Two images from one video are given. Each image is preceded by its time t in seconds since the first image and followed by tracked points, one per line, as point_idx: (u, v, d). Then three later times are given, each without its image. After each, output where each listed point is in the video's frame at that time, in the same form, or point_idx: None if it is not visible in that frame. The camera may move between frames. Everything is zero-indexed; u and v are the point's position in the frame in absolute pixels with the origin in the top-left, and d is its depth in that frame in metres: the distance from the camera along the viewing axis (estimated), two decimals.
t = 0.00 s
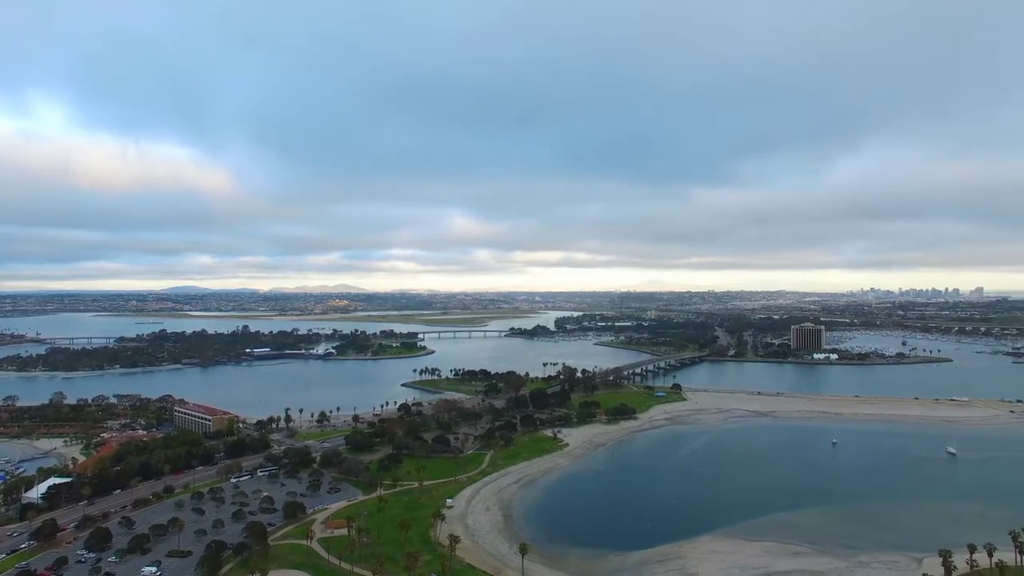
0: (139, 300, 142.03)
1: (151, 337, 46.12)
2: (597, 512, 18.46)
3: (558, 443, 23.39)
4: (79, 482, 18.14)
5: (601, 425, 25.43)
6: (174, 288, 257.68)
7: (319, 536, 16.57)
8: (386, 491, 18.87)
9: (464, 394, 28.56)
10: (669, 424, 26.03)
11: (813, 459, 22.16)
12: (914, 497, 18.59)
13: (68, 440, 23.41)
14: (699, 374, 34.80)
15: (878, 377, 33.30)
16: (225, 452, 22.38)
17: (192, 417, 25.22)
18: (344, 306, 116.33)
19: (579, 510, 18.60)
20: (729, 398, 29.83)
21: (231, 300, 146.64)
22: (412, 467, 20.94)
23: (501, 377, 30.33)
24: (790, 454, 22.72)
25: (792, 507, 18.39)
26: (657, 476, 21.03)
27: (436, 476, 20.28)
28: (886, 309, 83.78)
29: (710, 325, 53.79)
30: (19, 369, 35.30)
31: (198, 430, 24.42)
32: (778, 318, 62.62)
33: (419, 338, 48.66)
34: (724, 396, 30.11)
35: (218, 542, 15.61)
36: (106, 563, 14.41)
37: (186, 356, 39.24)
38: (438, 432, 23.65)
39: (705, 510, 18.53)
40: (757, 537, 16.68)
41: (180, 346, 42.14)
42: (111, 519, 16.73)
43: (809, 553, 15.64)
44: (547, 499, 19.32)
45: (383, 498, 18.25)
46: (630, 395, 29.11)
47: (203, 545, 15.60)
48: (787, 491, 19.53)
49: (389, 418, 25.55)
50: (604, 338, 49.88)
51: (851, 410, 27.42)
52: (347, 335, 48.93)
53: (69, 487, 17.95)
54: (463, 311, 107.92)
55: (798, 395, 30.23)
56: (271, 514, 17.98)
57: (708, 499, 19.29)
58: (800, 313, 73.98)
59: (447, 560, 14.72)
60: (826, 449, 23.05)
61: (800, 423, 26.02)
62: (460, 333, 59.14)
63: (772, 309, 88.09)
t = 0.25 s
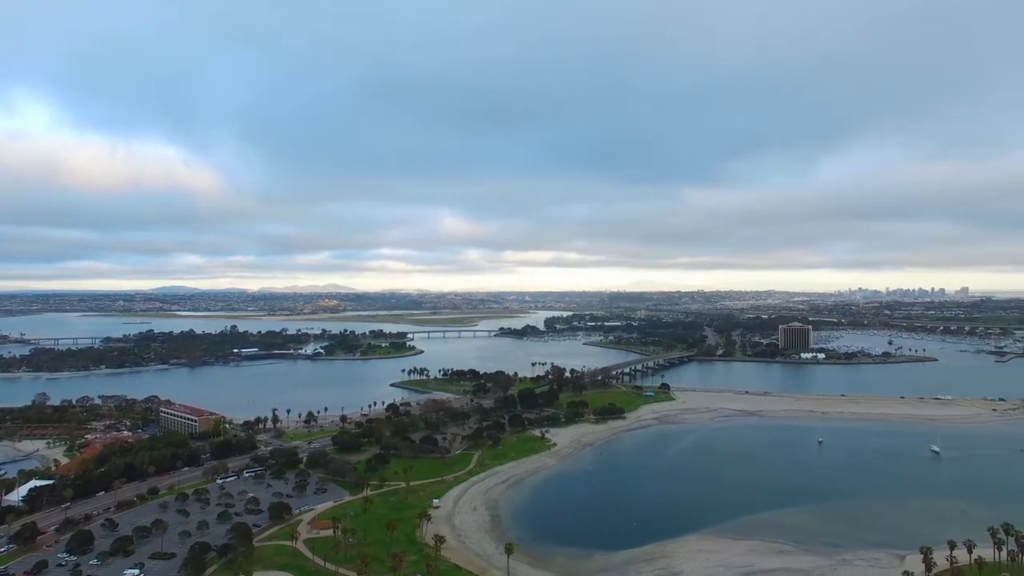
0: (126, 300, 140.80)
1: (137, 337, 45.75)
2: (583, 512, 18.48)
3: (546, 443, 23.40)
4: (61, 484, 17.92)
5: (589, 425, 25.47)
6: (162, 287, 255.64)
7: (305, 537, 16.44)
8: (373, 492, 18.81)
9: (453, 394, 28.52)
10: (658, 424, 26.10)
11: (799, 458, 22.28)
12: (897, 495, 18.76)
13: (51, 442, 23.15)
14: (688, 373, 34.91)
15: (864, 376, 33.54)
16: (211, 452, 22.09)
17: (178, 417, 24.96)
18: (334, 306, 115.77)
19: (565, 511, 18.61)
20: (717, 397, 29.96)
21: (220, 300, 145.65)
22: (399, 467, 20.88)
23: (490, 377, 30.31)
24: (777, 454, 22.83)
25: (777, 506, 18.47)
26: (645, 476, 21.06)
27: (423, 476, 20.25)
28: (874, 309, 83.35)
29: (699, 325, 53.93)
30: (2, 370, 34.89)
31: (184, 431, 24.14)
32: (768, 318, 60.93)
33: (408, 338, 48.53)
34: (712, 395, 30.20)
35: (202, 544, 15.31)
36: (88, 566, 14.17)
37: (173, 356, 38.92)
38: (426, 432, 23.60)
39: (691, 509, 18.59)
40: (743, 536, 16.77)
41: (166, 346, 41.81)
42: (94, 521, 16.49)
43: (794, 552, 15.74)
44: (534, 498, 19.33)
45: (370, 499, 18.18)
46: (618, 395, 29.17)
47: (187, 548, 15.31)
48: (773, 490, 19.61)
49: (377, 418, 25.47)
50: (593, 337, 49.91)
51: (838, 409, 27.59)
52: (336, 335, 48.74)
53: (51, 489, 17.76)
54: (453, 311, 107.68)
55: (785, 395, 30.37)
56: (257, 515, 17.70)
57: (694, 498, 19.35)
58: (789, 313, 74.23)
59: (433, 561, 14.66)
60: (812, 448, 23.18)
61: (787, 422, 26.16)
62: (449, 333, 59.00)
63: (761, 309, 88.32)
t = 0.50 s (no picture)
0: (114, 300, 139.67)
1: (124, 337, 45.39)
2: (570, 512, 18.50)
3: (534, 443, 23.42)
4: (43, 487, 17.68)
5: (578, 425, 25.53)
6: (151, 287, 253.68)
7: (290, 538, 16.24)
8: (360, 492, 18.75)
9: (441, 394, 28.49)
10: (646, 423, 26.19)
11: (786, 457, 22.41)
12: (882, 493, 18.90)
13: (34, 444, 22.87)
14: (677, 373, 35.05)
15: (851, 375, 33.81)
16: (197, 453, 21.83)
17: (164, 418, 24.72)
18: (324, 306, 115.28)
19: (552, 510, 18.62)
20: (705, 397, 30.07)
21: (208, 300, 144.49)
22: (386, 467, 20.82)
23: (479, 377, 30.29)
24: (764, 453, 22.96)
25: (763, 505, 18.57)
26: (632, 476, 21.12)
27: (410, 477, 20.21)
28: (862, 309, 83.77)
29: (688, 324, 54.21)
30: None
31: (170, 432, 23.91)
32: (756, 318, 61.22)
33: (398, 338, 48.43)
34: (701, 395, 30.35)
35: (186, 546, 15.01)
36: (69, 569, 13.89)
37: (160, 357, 38.64)
38: (414, 432, 23.57)
39: (677, 508, 18.65)
40: (729, 535, 16.85)
41: (154, 346, 41.52)
42: (76, 524, 16.24)
43: (779, 551, 15.84)
44: (521, 498, 19.32)
45: (356, 499, 18.10)
46: (607, 395, 29.25)
47: (171, 549, 15.03)
48: (760, 489, 19.71)
49: (365, 418, 25.40)
50: (583, 337, 50.02)
51: (824, 408, 27.81)
52: (326, 335, 48.57)
53: (33, 492, 17.51)
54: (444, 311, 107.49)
55: (773, 394, 30.56)
56: (242, 516, 17.43)
57: (681, 497, 19.42)
58: (779, 313, 74.53)
59: (420, 562, 14.62)
60: (799, 447, 23.33)
61: (774, 421, 26.33)
62: (439, 333, 58.93)
63: (750, 309, 88.78)
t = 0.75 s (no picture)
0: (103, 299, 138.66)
1: (111, 338, 45.01)
2: (557, 512, 18.50)
3: (523, 442, 23.42)
4: (26, 489, 17.43)
5: (567, 424, 25.57)
6: (140, 288, 251.77)
7: (276, 539, 16.04)
8: (348, 493, 18.66)
9: (430, 394, 28.45)
10: (634, 423, 26.25)
11: (773, 456, 22.52)
12: (866, 492, 19.04)
13: (18, 446, 22.60)
14: (666, 373, 35.15)
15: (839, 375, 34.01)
16: (183, 454, 21.57)
17: (150, 419, 24.48)
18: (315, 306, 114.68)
19: (540, 510, 18.62)
20: (693, 396, 30.16)
21: (197, 300, 143.23)
22: (374, 468, 20.75)
23: (468, 377, 30.25)
24: (752, 452, 23.05)
25: (749, 504, 18.65)
26: (620, 475, 21.16)
27: (398, 477, 20.17)
28: (852, 309, 83.88)
29: (678, 324, 54.32)
30: None
31: (156, 433, 23.68)
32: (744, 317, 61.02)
33: (388, 338, 48.28)
34: (689, 394, 30.44)
35: (171, 547, 14.73)
36: (50, 572, 13.63)
37: (148, 357, 38.37)
38: (402, 433, 23.51)
39: (664, 508, 18.69)
40: (716, 534, 16.91)
41: (142, 346, 41.20)
42: (59, 527, 16.01)
43: (765, 549, 15.91)
44: (509, 498, 19.31)
45: (344, 500, 17.99)
46: (596, 395, 29.30)
47: (155, 551, 14.77)
48: (747, 488, 19.80)
49: (353, 418, 25.31)
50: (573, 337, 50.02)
51: (812, 408, 27.97)
52: (315, 335, 48.37)
53: (15, 495, 17.26)
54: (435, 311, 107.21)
55: (761, 394, 30.70)
56: (228, 517, 17.20)
57: (668, 496, 19.48)
58: (769, 313, 74.56)
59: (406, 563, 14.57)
60: (786, 446, 23.44)
61: (762, 421, 26.45)
62: (430, 333, 58.78)
63: (740, 308, 88.95)
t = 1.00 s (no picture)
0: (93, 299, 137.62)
1: (100, 338, 44.69)
2: (545, 512, 18.51)
3: (512, 442, 23.42)
4: (10, 491, 17.24)
5: (556, 424, 25.60)
6: (131, 288, 250.07)
7: (263, 541, 15.82)
8: (336, 493, 18.60)
9: (421, 394, 28.41)
10: (624, 422, 26.31)
11: (761, 455, 22.61)
12: (852, 490, 19.15)
13: (3, 447, 22.40)
14: (656, 373, 35.24)
15: (828, 374, 34.20)
16: (171, 455, 21.38)
17: (137, 420, 24.29)
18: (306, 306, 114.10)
19: (528, 510, 18.64)
20: (683, 396, 30.25)
21: (187, 300, 142.21)
22: (363, 468, 20.69)
23: (458, 377, 30.22)
24: (741, 451, 23.15)
25: (737, 503, 18.72)
26: (609, 475, 21.20)
27: (386, 477, 20.13)
28: (843, 309, 83.84)
29: (669, 324, 54.42)
30: None
31: (144, 434, 23.50)
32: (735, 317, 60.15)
33: (379, 338, 48.17)
34: (679, 394, 30.51)
35: (156, 548, 14.51)
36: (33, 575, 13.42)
37: (136, 358, 38.12)
38: (392, 433, 23.48)
39: (652, 507, 18.74)
40: (704, 533, 16.97)
41: (130, 347, 40.93)
42: (43, 530, 15.83)
43: (753, 548, 15.98)
44: (498, 498, 19.30)
45: (331, 501, 17.91)
46: (587, 395, 29.33)
47: (140, 553, 14.57)
48: (734, 487, 19.88)
49: (343, 419, 25.24)
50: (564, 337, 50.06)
51: (800, 407, 28.11)
52: (306, 335, 48.20)
53: None
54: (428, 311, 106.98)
55: (751, 393, 30.83)
56: (215, 518, 16.96)
57: (656, 496, 19.53)
58: (761, 313, 74.64)
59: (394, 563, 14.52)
60: (775, 445, 23.55)
61: (751, 420, 26.56)
62: (421, 333, 58.67)
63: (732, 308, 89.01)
